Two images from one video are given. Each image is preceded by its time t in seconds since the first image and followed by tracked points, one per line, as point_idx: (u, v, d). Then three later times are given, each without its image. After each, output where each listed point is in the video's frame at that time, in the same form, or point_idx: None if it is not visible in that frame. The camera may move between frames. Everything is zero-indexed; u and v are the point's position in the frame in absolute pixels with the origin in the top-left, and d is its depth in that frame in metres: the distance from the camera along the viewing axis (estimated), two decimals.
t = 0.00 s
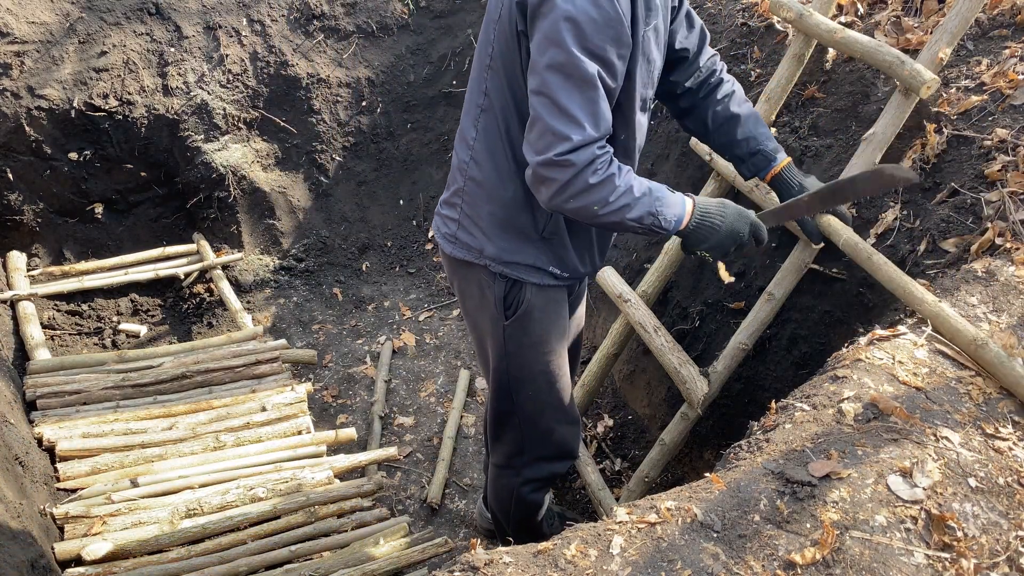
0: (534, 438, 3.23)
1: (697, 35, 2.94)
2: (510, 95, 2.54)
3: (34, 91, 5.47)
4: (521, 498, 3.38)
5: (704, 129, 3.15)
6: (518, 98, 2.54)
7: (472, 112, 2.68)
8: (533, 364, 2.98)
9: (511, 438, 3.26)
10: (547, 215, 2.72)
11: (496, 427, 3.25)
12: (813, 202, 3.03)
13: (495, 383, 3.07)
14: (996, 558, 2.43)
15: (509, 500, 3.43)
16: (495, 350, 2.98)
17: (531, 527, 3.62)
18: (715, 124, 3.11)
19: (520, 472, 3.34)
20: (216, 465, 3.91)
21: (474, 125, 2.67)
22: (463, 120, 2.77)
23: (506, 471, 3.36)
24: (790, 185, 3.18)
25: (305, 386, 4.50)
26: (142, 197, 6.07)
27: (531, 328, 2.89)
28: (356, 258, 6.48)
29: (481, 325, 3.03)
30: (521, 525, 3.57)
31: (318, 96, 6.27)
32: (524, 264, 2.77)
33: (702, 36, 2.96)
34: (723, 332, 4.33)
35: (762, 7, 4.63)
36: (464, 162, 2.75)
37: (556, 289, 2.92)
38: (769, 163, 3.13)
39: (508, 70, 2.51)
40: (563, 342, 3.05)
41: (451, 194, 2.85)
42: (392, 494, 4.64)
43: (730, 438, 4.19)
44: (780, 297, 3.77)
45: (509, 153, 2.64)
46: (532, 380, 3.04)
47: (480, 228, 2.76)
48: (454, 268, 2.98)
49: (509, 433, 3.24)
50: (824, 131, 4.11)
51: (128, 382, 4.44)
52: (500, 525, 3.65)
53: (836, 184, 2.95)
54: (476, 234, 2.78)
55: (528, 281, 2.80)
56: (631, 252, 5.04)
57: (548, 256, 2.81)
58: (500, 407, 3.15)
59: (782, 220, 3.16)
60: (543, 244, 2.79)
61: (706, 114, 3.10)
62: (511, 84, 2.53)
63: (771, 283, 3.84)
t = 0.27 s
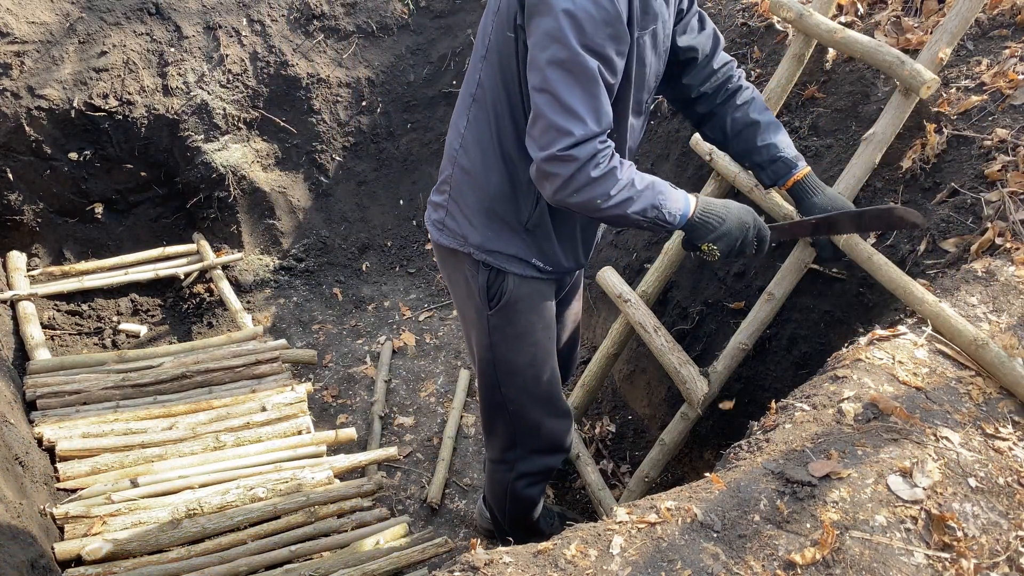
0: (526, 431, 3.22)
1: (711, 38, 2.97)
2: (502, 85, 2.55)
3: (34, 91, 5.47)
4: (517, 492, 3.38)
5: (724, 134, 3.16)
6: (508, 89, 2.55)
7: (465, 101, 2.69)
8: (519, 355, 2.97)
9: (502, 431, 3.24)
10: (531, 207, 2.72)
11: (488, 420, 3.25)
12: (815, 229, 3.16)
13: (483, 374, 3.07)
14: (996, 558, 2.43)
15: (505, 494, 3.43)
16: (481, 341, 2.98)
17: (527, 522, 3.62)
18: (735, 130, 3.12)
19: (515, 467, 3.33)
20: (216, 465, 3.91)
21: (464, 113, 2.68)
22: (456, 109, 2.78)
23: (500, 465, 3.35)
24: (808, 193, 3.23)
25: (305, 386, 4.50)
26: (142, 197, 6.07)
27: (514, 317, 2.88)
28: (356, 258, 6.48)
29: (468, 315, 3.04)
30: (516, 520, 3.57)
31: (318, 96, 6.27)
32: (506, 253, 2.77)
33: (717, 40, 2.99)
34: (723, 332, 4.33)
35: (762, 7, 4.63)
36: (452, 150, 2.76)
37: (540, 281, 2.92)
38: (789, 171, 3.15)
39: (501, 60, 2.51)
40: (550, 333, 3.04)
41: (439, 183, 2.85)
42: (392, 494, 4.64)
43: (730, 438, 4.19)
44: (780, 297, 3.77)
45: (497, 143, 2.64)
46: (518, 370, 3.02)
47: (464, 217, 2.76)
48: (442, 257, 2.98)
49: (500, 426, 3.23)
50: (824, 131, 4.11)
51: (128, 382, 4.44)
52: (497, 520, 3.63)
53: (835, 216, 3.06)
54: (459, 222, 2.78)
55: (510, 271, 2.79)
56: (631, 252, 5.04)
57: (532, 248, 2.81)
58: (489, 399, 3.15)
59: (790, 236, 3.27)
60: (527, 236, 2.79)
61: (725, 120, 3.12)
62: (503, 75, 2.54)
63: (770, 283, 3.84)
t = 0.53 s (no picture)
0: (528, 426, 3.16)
1: (712, 37, 2.94)
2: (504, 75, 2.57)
3: (34, 91, 5.46)
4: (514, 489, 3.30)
5: (722, 137, 3.16)
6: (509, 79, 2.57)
7: (467, 93, 2.72)
8: (525, 349, 2.94)
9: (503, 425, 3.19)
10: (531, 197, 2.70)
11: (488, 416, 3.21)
12: (797, 218, 3.09)
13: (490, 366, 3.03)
14: (996, 558, 2.43)
15: (501, 490, 3.34)
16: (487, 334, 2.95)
17: (510, 524, 3.57)
18: (732, 134, 3.12)
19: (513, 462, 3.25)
20: (216, 465, 3.91)
21: (466, 105, 2.70)
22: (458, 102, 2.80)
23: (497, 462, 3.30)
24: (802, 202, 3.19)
25: (305, 386, 4.49)
26: (142, 197, 6.07)
27: (522, 311, 2.87)
28: (356, 258, 6.48)
29: (471, 310, 3.02)
30: (502, 520, 3.52)
31: (318, 96, 6.27)
32: (508, 244, 2.75)
33: (718, 39, 2.96)
34: (723, 332, 4.33)
35: (762, 7, 4.63)
36: (453, 143, 2.77)
37: (542, 275, 2.90)
38: (783, 178, 3.15)
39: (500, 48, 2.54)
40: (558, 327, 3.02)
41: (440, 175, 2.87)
42: (392, 494, 4.64)
43: (730, 438, 4.18)
44: (780, 297, 3.77)
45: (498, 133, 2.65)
46: (525, 364, 2.99)
47: (464, 208, 2.76)
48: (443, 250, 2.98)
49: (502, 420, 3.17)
50: (824, 131, 4.11)
51: (128, 382, 4.44)
52: (482, 518, 3.57)
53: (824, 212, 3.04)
54: (460, 213, 2.78)
55: (512, 262, 2.78)
56: (631, 252, 5.04)
57: (534, 239, 2.79)
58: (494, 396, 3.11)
59: (766, 223, 3.18)
60: (528, 228, 2.78)
61: (724, 123, 3.11)
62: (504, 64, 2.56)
63: (771, 283, 3.84)
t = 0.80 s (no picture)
0: (499, 426, 3.15)
1: (706, 49, 2.95)
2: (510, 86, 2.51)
3: (34, 91, 5.47)
4: (480, 482, 3.33)
5: (711, 149, 3.18)
6: (513, 90, 2.51)
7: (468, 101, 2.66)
8: (502, 359, 2.90)
9: (474, 423, 3.18)
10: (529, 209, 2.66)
11: (458, 412, 3.20)
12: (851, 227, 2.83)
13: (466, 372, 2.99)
14: (996, 558, 2.43)
15: (468, 482, 3.37)
16: (468, 341, 2.90)
17: (484, 522, 3.57)
18: (722, 146, 3.14)
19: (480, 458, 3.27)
20: (216, 465, 3.91)
21: (467, 112, 2.65)
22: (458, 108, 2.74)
23: (467, 456, 3.31)
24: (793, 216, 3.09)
25: (305, 386, 4.49)
26: (142, 197, 6.07)
27: (504, 323, 2.80)
28: (356, 258, 6.48)
29: (456, 315, 2.96)
30: (476, 517, 3.53)
31: (318, 96, 6.27)
32: (504, 256, 2.71)
33: (711, 52, 2.97)
34: (723, 332, 4.32)
35: (761, 7, 4.63)
36: (451, 150, 2.72)
37: (532, 287, 2.83)
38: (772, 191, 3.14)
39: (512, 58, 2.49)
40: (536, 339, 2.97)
41: (435, 183, 2.81)
42: (392, 495, 4.64)
43: (731, 438, 4.18)
44: (780, 297, 3.77)
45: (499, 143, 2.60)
46: (501, 373, 2.95)
47: (460, 217, 2.72)
48: (429, 258, 2.92)
49: (473, 418, 3.17)
50: (824, 132, 4.11)
51: (128, 382, 4.44)
52: (456, 515, 3.57)
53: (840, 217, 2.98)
54: (455, 222, 2.73)
55: (503, 273, 2.73)
56: (631, 252, 5.04)
57: (530, 250, 2.76)
58: (466, 396, 3.10)
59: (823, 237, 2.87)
60: (524, 238, 2.74)
61: (714, 135, 3.13)
62: (512, 74, 2.51)
63: (771, 283, 3.84)
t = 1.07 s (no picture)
0: (495, 434, 3.14)
1: (703, 57, 2.94)
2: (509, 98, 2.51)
3: (34, 91, 5.47)
4: (476, 487, 3.33)
5: (707, 156, 3.18)
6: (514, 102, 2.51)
7: (465, 112, 2.64)
8: (502, 369, 2.90)
9: (470, 429, 3.17)
10: (531, 220, 2.67)
11: (454, 418, 3.19)
12: (794, 225, 3.00)
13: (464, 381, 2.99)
14: (996, 558, 2.43)
15: (463, 487, 3.36)
16: (467, 350, 2.89)
17: (480, 526, 3.57)
18: (718, 154, 3.15)
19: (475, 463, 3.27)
20: (217, 465, 3.91)
21: (466, 123, 2.62)
22: (453, 119, 2.72)
23: (462, 461, 3.30)
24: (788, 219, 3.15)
25: (305, 386, 4.49)
26: (142, 197, 6.06)
27: (503, 333, 2.81)
28: (356, 258, 6.48)
29: (454, 324, 2.95)
30: (473, 522, 3.52)
31: (318, 96, 6.27)
32: (507, 267, 2.72)
33: (708, 59, 2.96)
34: (723, 332, 4.32)
35: (761, 7, 4.63)
36: (449, 161, 2.69)
37: (533, 296, 2.85)
38: (768, 197, 3.16)
39: (509, 69, 2.49)
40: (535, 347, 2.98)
41: (432, 195, 2.77)
42: (392, 495, 4.64)
43: (730, 438, 4.18)
44: (780, 297, 3.77)
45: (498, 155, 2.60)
46: (500, 381, 2.94)
47: (461, 229, 2.70)
48: (426, 270, 2.89)
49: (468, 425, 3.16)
50: (824, 131, 4.11)
51: (128, 382, 4.45)
52: (454, 519, 3.56)
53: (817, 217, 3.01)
54: (455, 233, 2.71)
55: (506, 284, 2.73)
56: (631, 252, 5.04)
57: (531, 260, 2.77)
58: (463, 403, 3.09)
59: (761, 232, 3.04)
60: (526, 249, 2.75)
61: (710, 143, 3.13)
62: (511, 85, 2.51)
63: (771, 283, 3.84)
